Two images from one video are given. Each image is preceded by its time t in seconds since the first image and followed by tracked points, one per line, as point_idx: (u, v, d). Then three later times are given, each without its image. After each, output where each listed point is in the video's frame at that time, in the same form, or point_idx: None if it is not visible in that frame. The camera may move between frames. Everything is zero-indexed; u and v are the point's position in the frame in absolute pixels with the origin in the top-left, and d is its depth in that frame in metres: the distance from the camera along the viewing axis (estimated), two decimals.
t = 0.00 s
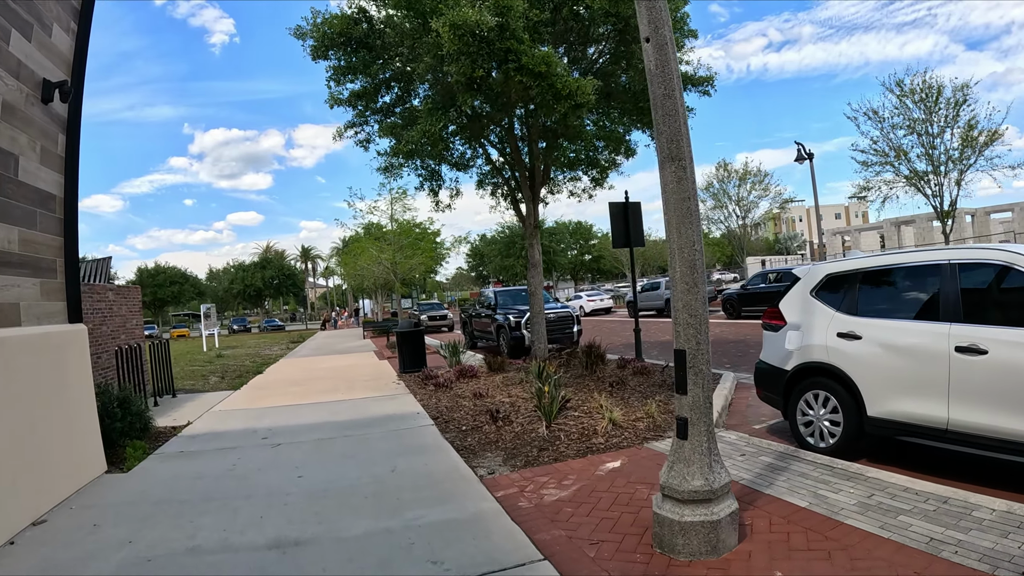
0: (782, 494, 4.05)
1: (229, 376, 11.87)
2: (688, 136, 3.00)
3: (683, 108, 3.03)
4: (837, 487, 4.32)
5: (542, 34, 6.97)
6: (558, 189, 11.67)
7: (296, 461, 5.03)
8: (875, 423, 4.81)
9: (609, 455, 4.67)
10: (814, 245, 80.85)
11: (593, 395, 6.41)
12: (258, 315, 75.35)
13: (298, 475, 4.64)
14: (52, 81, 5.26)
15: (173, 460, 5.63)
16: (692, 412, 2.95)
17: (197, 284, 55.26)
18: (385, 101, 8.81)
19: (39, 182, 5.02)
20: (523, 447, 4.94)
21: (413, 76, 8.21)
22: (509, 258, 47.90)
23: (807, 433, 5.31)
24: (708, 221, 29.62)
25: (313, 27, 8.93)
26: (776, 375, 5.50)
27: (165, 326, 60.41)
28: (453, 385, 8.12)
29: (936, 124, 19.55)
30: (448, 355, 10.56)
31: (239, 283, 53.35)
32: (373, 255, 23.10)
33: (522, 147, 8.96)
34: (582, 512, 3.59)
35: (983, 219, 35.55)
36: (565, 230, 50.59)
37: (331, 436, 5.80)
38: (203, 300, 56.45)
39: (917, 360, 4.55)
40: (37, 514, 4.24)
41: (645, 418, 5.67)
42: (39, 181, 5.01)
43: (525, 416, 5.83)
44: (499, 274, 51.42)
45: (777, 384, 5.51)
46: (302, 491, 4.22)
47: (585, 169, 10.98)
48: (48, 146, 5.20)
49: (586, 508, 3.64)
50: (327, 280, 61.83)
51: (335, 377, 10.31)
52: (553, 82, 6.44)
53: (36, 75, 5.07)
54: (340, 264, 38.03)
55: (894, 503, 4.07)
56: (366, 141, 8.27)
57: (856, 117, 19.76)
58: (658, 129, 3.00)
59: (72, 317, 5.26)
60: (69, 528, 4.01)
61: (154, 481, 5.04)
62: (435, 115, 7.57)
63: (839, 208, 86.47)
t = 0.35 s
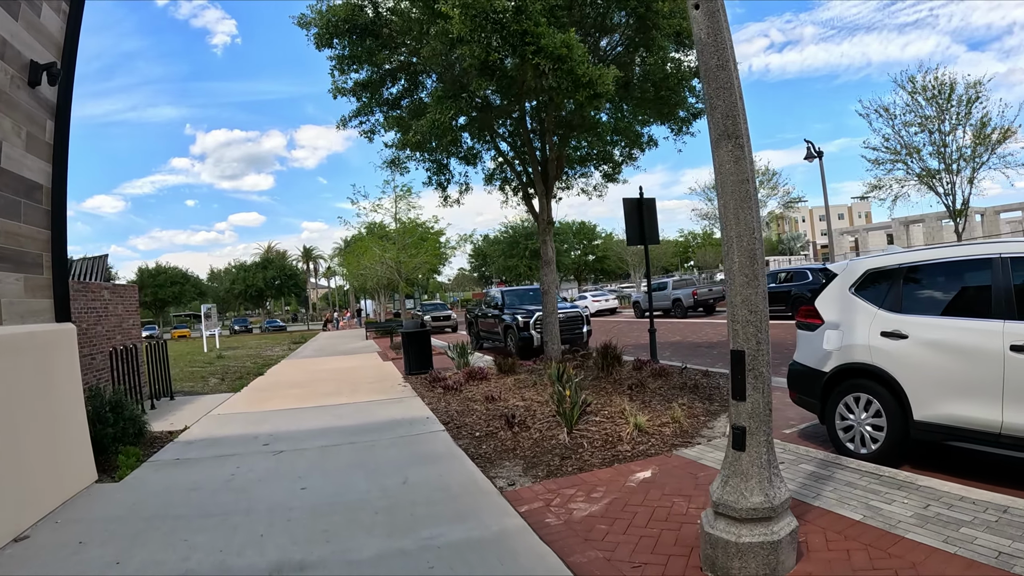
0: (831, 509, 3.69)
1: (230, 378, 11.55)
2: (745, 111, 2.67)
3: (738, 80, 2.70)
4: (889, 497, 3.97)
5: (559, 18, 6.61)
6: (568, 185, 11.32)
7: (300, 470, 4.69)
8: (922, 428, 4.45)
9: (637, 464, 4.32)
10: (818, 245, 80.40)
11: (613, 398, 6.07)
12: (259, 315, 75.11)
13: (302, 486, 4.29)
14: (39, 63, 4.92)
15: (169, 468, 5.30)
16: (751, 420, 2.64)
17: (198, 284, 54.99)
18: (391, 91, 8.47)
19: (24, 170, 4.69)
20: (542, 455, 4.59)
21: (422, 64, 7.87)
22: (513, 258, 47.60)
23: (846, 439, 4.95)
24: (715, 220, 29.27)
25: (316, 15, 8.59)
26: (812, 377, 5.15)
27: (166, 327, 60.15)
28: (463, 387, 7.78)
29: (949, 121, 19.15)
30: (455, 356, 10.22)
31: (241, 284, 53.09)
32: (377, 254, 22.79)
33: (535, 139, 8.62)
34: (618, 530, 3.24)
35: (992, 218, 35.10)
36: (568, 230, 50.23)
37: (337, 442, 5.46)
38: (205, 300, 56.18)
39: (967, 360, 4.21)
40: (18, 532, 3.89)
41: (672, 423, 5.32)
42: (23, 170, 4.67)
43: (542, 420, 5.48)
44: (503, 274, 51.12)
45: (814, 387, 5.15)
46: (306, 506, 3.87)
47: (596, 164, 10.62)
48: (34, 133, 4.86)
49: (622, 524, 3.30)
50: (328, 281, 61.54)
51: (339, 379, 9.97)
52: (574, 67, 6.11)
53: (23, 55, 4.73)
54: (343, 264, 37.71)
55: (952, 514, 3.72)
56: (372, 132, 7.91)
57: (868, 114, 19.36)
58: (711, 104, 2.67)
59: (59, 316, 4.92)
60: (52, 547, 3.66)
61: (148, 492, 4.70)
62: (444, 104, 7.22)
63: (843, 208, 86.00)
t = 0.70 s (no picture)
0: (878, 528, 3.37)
1: (227, 380, 11.24)
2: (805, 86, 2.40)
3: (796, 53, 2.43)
4: (939, 514, 3.64)
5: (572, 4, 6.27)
6: (578, 184, 11.00)
7: (298, 482, 4.37)
8: (968, 438, 4.12)
9: (662, 477, 4.00)
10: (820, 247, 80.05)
11: (629, 405, 5.75)
12: (259, 315, 74.86)
13: (299, 500, 3.98)
14: (23, 45, 4.62)
15: (159, 479, 4.97)
16: (812, 436, 2.34)
17: (199, 283, 54.71)
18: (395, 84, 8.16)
19: (5, 159, 4.39)
20: (559, 466, 4.27)
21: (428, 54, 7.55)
22: (515, 258, 47.29)
23: (883, 449, 4.61)
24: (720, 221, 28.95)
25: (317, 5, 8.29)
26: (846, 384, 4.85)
27: (166, 327, 59.91)
28: (469, 391, 7.46)
29: (960, 121, 18.82)
30: (460, 358, 9.90)
31: (241, 283, 52.86)
32: (378, 254, 22.49)
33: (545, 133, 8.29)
34: (649, 554, 2.92)
35: (1000, 221, 34.68)
36: (570, 231, 49.93)
37: (337, 450, 5.14)
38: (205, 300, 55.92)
39: (1015, 364, 3.89)
40: None
41: (694, 432, 5.00)
42: (4, 158, 4.37)
43: (557, 428, 5.15)
44: (504, 275, 50.80)
45: (848, 395, 4.85)
46: (304, 524, 3.56)
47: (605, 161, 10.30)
48: (16, 119, 4.56)
49: (655, 547, 2.97)
50: (329, 281, 61.26)
51: (340, 381, 9.65)
52: (588, 52, 5.78)
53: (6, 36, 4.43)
54: (344, 264, 37.41)
55: (1011, 532, 3.39)
56: (374, 125, 7.59)
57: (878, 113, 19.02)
58: (766, 79, 2.40)
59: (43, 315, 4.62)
60: (26, 567, 3.35)
61: (135, 504, 4.38)
62: (450, 95, 6.89)
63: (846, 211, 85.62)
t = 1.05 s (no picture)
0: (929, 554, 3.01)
1: (215, 381, 10.82)
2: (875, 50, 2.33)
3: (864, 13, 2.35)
4: (991, 535, 3.28)
5: None
6: (580, 181, 10.65)
7: (282, 498, 3.98)
8: (1017, 450, 3.76)
9: (683, 495, 3.65)
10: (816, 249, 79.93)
11: (640, 412, 5.40)
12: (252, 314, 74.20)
13: (283, 519, 3.60)
14: None
15: (133, 491, 4.58)
16: (884, 461, 2.27)
17: (192, 282, 54.11)
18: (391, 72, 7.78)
19: None
20: (568, 483, 3.88)
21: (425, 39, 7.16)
22: (511, 258, 46.88)
23: (920, 462, 4.26)
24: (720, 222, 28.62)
25: None
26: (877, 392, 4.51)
27: (158, 325, 59.24)
28: (467, 396, 7.09)
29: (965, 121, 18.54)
30: (456, 361, 9.51)
31: (234, 282, 52.32)
32: (373, 252, 22.06)
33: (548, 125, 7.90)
34: None
35: (1000, 224, 34.45)
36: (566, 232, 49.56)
37: (328, 460, 4.76)
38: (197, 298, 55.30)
39: None
40: None
41: (713, 443, 4.65)
42: None
43: (563, 439, 4.74)
44: (500, 276, 50.37)
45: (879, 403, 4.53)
46: (288, 547, 3.18)
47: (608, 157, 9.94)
48: None
49: None
50: (323, 280, 60.71)
51: (332, 384, 9.26)
52: (597, 32, 5.41)
53: None
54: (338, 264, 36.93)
55: None
56: (368, 114, 7.19)
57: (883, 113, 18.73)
58: (834, 40, 2.33)
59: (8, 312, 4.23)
60: None
61: (105, 520, 3.99)
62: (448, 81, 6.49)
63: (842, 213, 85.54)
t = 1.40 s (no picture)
0: None
1: (199, 383, 10.42)
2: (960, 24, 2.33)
3: None
4: None
5: None
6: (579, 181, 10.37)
7: (266, 517, 3.64)
8: None
9: (705, 518, 3.38)
10: (808, 256, 80.21)
11: (650, 423, 5.14)
12: (240, 315, 73.44)
13: (265, 543, 3.25)
14: None
15: (104, 505, 4.22)
16: (969, 489, 2.30)
17: (180, 281, 53.34)
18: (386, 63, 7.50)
19: None
20: (578, 506, 3.53)
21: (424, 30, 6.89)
22: (503, 261, 46.51)
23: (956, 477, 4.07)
24: (715, 227, 28.44)
25: None
26: (908, 404, 4.31)
27: (144, 325, 58.32)
28: (463, 404, 6.78)
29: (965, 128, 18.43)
30: (450, 366, 9.17)
31: (222, 282, 51.63)
32: (364, 252, 21.69)
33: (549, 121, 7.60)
34: None
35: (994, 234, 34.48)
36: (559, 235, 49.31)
37: (312, 475, 4.40)
38: (185, 298, 54.51)
39: None
40: None
41: (730, 457, 4.45)
42: None
43: (568, 455, 4.35)
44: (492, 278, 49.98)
45: (909, 416, 4.30)
46: None
47: (609, 157, 9.66)
48: None
49: None
50: (313, 282, 60.09)
51: (322, 389, 8.92)
52: (608, 17, 5.11)
53: None
54: (328, 264, 36.38)
55: None
56: (362, 106, 6.87)
57: (885, 118, 18.59)
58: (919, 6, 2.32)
59: None
60: None
61: (72, 537, 3.64)
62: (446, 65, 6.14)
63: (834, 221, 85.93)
